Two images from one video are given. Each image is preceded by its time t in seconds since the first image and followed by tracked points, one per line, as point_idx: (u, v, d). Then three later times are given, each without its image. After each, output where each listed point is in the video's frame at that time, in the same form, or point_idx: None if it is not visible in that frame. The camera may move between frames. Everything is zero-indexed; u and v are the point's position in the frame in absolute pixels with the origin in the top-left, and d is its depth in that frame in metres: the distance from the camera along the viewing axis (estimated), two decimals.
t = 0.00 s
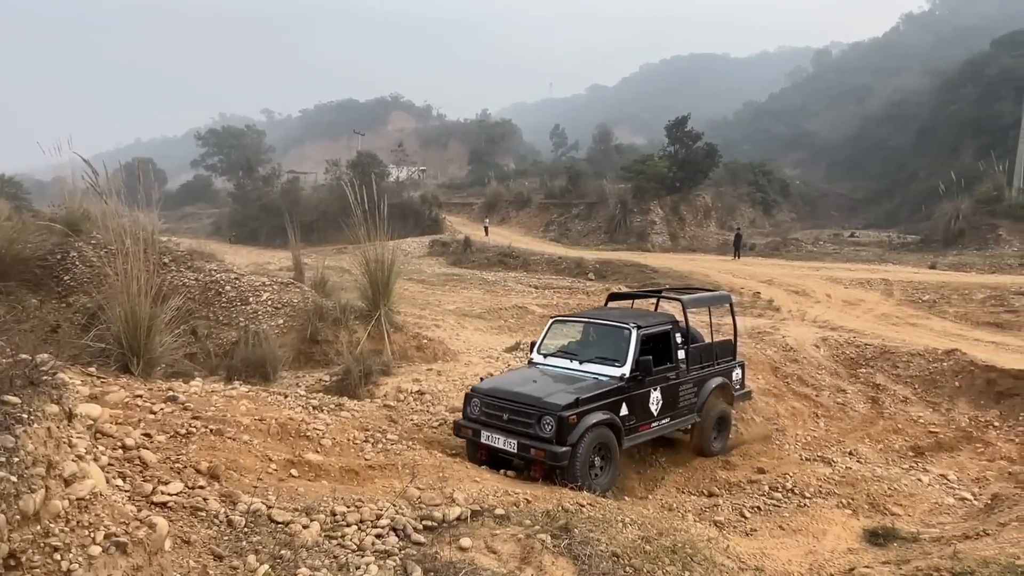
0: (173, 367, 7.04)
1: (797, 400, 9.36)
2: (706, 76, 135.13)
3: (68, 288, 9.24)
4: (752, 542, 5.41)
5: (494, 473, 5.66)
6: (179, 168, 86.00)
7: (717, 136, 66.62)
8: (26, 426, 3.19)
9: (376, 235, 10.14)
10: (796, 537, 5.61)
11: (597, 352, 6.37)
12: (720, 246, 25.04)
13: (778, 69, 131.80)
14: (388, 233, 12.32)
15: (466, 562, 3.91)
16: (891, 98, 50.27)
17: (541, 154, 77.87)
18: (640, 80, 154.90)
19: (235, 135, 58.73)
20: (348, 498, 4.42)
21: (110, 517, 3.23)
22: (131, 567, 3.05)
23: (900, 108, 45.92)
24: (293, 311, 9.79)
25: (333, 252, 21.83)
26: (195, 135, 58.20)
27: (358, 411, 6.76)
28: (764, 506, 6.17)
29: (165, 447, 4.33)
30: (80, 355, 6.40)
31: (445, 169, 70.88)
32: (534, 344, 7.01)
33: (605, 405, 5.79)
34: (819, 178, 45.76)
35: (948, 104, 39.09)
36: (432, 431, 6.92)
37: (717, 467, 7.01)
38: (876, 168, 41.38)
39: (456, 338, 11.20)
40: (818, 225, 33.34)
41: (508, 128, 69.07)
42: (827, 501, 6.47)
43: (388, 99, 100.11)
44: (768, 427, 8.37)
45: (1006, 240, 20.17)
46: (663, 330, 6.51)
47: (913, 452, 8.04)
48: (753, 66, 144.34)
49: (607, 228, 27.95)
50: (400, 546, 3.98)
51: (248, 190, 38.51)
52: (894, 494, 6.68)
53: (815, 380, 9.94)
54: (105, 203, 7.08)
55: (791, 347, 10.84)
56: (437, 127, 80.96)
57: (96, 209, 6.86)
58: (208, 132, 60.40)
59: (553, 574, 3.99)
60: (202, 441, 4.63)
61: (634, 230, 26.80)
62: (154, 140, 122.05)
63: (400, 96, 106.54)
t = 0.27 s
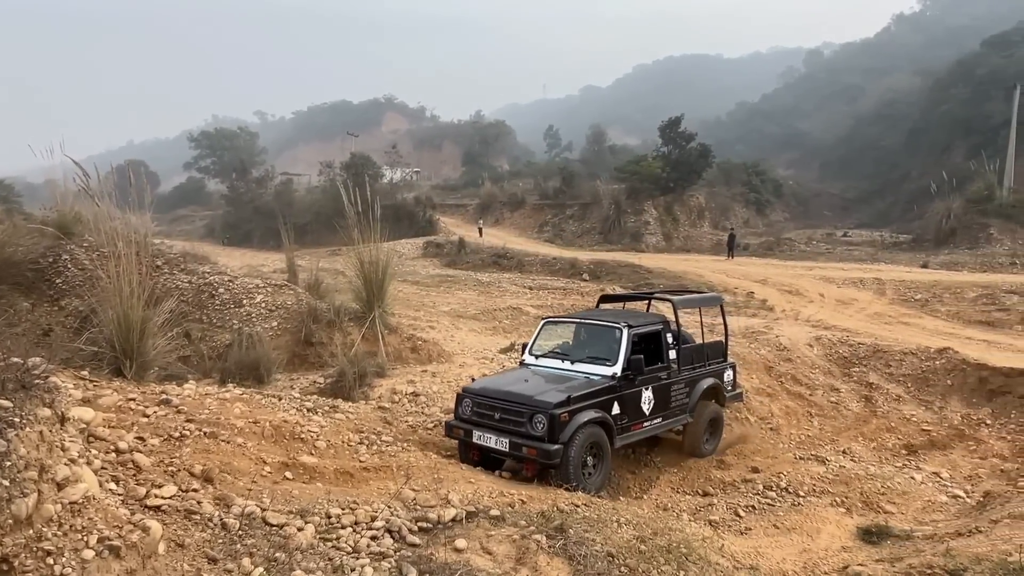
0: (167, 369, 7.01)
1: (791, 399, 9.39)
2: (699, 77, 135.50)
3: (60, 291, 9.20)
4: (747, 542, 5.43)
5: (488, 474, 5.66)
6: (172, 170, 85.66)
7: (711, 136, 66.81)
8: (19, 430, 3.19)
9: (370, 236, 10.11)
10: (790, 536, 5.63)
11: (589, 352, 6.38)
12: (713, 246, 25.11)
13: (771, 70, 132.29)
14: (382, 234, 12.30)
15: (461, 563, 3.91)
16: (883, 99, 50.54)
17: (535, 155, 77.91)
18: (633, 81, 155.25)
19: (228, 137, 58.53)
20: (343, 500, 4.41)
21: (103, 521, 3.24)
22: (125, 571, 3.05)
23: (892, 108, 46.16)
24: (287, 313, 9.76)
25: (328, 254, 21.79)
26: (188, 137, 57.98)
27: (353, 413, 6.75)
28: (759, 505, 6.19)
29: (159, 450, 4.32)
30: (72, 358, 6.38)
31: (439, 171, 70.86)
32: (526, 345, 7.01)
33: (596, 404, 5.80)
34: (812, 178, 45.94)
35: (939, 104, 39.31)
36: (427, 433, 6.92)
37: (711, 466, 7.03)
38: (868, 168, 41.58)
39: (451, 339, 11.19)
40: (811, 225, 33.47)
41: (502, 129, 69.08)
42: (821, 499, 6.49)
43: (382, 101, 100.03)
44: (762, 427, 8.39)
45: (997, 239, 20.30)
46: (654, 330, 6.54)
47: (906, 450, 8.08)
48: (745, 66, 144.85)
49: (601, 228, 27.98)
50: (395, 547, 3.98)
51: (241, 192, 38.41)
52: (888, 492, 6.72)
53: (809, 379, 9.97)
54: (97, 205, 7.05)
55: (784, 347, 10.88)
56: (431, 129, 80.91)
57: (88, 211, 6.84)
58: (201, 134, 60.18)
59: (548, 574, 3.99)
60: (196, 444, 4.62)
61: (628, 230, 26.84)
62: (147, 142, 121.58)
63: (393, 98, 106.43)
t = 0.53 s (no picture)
0: (161, 373, 6.98)
1: (786, 399, 9.42)
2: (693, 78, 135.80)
3: (53, 295, 9.15)
4: (743, 542, 5.44)
5: (485, 476, 5.66)
6: (166, 172, 85.33)
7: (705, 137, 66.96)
8: (12, 436, 3.18)
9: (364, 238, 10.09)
10: (786, 536, 5.64)
11: (590, 355, 6.38)
12: (708, 247, 25.16)
13: (765, 70, 132.66)
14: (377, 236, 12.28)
15: (458, 566, 3.91)
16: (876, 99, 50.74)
17: (530, 156, 77.95)
18: (628, 82, 155.48)
19: (222, 139, 58.34)
20: (339, 503, 4.41)
21: (97, 526, 3.23)
22: None
23: (885, 108, 46.36)
24: (282, 316, 9.73)
25: (322, 257, 21.75)
26: (182, 139, 57.77)
27: (349, 415, 6.74)
28: (754, 505, 6.21)
29: (153, 454, 4.30)
30: (66, 362, 6.35)
31: (434, 173, 70.79)
32: (528, 347, 7.01)
33: (597, 409, 5.81)
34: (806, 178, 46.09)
35: (931, 104, 39.49)
36: (422, 435, 6.91)
37: (707, 466, 7.04)
38: (861, 168, 41.74)
39: (446, 341, 11.18)
40: (805, 225, 33.58)
41: (497, 130, 69.09)
42: (816, 499, 6.51)
43: (377, 102, 99.95)
44: (758, 427, 8.41)
45: (989, 238, 20.39)
46: (655, 333, 6.54)
47: (901, 449, 8.11)
48: (739, 66, 145.22)
49: (596, 229, 28.00)
50: (391, 550, 3.97)
51: (236, 194, 38.31)
52: (883, 491, 6.74)
53: (804, 379, 10.00)
54: (90, 208, 7.03)
55: (779, 347, 10.91)
56: (426, 130, 80.87)
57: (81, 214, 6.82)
58: (195, 136, 59.96)
59: None
60: (191, 448, 4.60)
61: (623, 231, 26.87)
62: (141, 145, 121.18)
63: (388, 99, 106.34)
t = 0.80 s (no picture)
0: (155, 375, 6.94)
1: (781, 399, 9.43)
2: (688, 79, 136.13)
3: (46, 297, 9.10)
4: (739, 542, 5.45)
5: (484, 478, 5.66)
6: (160, 175, 85.04)
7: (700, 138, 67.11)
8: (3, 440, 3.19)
9: (360, 241, 10.07)
10: (782, 536, 5.65)
11: (598, 363, 6.38)
12: (704, 247, 25.21)
13: (759, 71, 133.02)
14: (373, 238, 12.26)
15: (453, 568, 3.89)
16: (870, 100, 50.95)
17: (525, 158, 77.99)
18: (623, 84, 155.75)
19: (216, 141, 58.16)
20: (334, 505, 4.40)
21: (90, 529, 3.23)
22: None
23: (879, 109, 46.56)
24: (277, 319, 9.71)
25: (317, 259, 21.70)
26: (176, 142, 57.57)
27: (344, 417, 6.73)
28: (750, 505, 6.22)
29: (147, 457, 4.29)
30: (59, 365, 6.32)
31: (429, 174, 70.78)
32: (536, 353, 7.05)
33: (604, 416, 5.81)
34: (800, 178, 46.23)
35: (925, 104, 39.67)
36: (418, 436, 6.89)
37: (703, 467, 7.05)
38: (856, 168, 41.89)
39: (442, 343, 11.17)
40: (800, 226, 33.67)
41: (492, 131, 69.10)
42: (811, 499, 6.52)
43: (372, 104, 99.86)
44: (753, 427, 8.42)
45: (983, 238, 20.47)
46: (661, 341, 6.54)
47: (896, 449, 8.13)
48: (733, 68, 145.72)
49: (591, 231, 28.02)
50: (387, 552, 3.96)
51: (230, 196, 38.22)
52: (878, 490, 6.76)
53: (799, 379, 10.03)
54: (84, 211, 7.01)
55: (774, 347, 10.93)
56: (421, 132, 80.82)
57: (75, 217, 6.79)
58: (189, 138, 59.74)
59: None
60: (185, 451, 4.59)
61: (619, 232, 26.89)
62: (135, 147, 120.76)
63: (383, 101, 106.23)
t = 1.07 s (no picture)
0: (150, 378, 6.91)
1: (777, 399, 9.45)
2: (683, 81, 136.43)
3: (41, 300, 9.07)
4: (736, 542, 5.45)
5: (481, 480, 5.65)
6: (155, 177, 84.82)
7: (695, 140, 67.26)
8: None
9: (356, 243, 10.05)
10: (778, 536, 5.66)
11: (605, 360, 6.39)
12: (699, 248, 25.24)
13: (754, 73, 133.41)
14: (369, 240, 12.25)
15: (449, 570, 3.88)
16: (864, 101, 51.15)
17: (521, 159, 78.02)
18: (618, 85, 156.05)
19: (211, 144, 58.06)
20: (330, 508, 4.38)
21: (84, 533, 3.22)
22: None
23: (873, 110, 46.74)
24: (272, 321, 9.69)
25: (313, 261, 21.67)
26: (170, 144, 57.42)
27: (340, 419, 6.71)
28: (746, 506, 6.23)
29: (142, 460, 4.28)
30: (53, 368, 6.29)
31: (425, 176, 70.78)
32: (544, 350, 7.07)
33: (609, 413, 5.81)
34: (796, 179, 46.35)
35: (919, 106, 39.83)
36: (414, 438, 6.88)
37: (700, 467, 7.05)
38: (851, 169, 42.03)
39: (438, 344, 11.16)
40: (795, 227, 33.76)
41: (488, 133, 69.11)
42: (807, 499, 6.53)
43: (367, 106, 99.83)
44: (750, 428, 8.43)
45: (977, 239, 20.56)
46: (667, 341, 6.54)
47: (891, 449, 8.15)
48: (728, 69, 146.13)
49: (587, 232, 28.03)
50: (383, 554, 3.95)
51: (226, 199, 38.12)
52: (873, 491, 6.78)
53: (794, 380, 10.04)
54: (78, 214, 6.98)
55: (770, 348, 10.95)
56: (417, 134, 80.79)
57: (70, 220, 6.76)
58: (184, 140, 59.59)
59: None
60: (180, 453, 4.57)
61: (615, 234, 26.92)
62: (129, 150, 120.43)
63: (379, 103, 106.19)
